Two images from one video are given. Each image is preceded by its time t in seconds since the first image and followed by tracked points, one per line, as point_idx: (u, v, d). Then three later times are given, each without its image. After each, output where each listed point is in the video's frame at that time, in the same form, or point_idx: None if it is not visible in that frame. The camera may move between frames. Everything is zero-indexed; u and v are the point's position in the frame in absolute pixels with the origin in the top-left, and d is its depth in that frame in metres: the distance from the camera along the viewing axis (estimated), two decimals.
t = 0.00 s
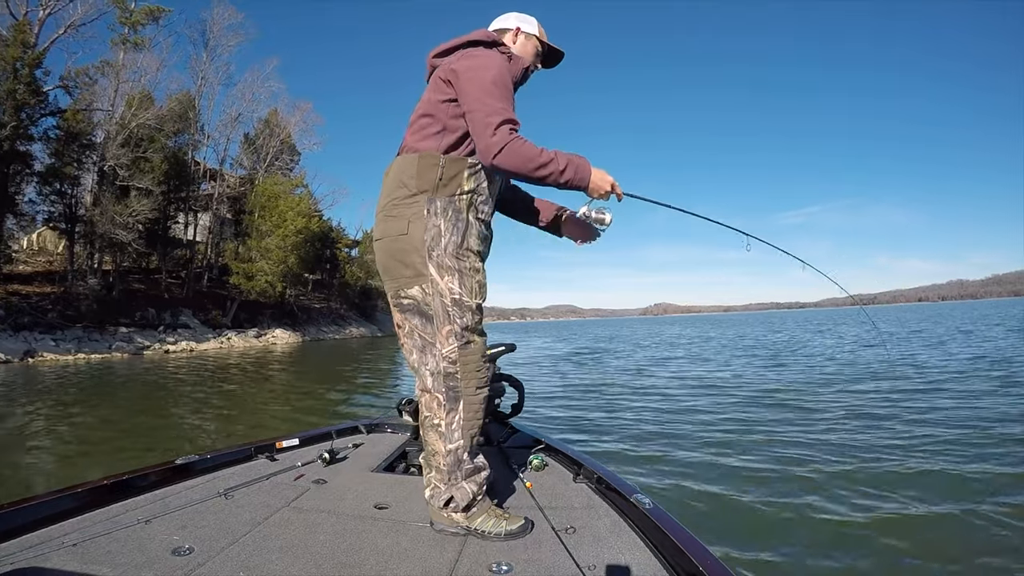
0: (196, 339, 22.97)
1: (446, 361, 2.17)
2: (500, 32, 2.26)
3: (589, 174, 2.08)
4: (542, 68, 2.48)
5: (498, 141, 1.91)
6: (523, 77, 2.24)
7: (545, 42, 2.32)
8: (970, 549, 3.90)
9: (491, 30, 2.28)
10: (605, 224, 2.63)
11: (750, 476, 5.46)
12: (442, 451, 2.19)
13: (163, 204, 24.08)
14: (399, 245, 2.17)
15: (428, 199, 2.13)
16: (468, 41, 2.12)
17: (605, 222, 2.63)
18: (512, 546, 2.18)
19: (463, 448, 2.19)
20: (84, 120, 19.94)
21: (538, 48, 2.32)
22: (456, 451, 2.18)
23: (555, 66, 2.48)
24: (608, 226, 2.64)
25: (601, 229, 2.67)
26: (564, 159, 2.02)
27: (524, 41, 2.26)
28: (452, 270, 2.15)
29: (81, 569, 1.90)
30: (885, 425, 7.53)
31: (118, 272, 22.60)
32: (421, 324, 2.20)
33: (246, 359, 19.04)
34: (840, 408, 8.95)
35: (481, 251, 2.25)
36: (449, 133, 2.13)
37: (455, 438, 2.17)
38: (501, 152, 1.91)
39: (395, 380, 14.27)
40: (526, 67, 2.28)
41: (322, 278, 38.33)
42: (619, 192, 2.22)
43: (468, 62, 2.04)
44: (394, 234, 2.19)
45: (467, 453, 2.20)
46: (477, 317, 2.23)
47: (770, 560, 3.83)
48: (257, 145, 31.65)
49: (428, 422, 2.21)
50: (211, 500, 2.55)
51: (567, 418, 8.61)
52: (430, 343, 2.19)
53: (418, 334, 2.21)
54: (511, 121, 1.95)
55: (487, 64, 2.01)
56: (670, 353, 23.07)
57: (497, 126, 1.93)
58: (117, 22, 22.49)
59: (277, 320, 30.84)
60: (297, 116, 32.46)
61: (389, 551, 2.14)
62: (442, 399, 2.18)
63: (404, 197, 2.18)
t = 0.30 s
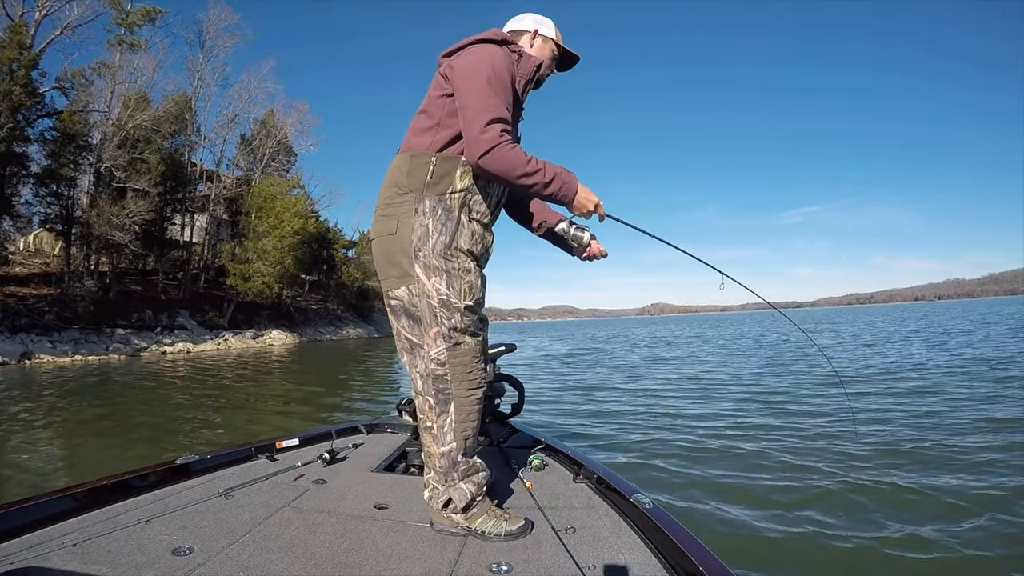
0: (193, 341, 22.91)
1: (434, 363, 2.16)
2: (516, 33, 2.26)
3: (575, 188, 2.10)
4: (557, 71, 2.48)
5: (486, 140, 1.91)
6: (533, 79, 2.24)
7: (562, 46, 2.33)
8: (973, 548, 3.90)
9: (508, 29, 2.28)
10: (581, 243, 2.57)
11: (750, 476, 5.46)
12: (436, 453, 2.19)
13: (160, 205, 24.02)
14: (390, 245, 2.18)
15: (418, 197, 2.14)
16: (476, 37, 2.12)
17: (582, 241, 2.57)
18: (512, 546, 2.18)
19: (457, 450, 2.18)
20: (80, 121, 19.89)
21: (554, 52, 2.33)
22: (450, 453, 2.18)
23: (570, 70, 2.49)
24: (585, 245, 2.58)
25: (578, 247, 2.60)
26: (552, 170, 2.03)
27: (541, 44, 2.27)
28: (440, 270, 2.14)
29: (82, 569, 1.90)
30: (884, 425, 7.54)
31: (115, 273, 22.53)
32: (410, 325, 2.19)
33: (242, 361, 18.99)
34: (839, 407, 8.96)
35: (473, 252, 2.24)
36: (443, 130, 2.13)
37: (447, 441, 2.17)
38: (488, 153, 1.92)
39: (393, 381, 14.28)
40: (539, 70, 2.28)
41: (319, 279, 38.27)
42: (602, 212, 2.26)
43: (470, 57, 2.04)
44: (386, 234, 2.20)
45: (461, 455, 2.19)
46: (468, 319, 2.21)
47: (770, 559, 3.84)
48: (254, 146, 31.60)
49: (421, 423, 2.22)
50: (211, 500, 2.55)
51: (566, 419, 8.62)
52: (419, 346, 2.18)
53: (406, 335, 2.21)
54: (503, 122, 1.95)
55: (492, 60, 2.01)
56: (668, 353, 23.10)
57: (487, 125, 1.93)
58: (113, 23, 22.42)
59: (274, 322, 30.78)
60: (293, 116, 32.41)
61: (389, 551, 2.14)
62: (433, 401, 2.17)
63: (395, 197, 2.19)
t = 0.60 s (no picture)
0: (190, 341, 22.90)
1: (432, 362, 2.16)
2: (529, 40, 2.27)
3: (575, 191, 2.11)
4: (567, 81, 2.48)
5: (491, 137, 1.92)
6: (543, 85, 2.25)
7: (573, 55, 2.33)
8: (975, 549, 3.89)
9: (522, 34, 2.29)
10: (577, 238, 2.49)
11: (749, 477, 5.47)
12: (435, 453, 2.19)
13: (157, 205, 23.97)
14: (390, 243, 2.19)
15: (420, 195, 2.13)
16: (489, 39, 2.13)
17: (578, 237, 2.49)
18: (511, 546, 2.18)
19: (455, 450, 2.18)
20: (78, 121, 19.84)
21: (566, 60, 2.33)
22: (449, 453, 2.18)
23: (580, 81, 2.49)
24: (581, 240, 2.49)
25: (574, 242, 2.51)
26: (553, 171, 2.04)
27: (554, 52, 2.27)
28: (440, 270, 2.14)
29: (82, 569, 1.90)
30: (882, 425, 7.56)
31: (112, 273, 22.48)
32: (408, 323, 2.19)
33: (239, 361, 18.96)
34: (837, 407, 8.97)
35: (473, 252, 2.24)
36: (448, 128, 2.13)
37: (445, 441, 2.17)
38: (491, 149, 1.92)
39: (391, 381, 14.30)
40: (550, 77, 2.29)
41: (316, 279, 38.24)
42: (599, 214, 2.26)
43: (480, 55, 2.04)
44: (386, 231, 2.20)
45: (459, 455, 2.19)
46: (467, 319, 2.21)
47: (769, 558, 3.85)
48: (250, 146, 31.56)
49: (420, 423, 2.22)
50: (211, 500, 2.55)
51: (564, 419, 8.66)
52: (417, 345, 2.18)
53: (404, 335, 2.21)
54: (509, 120, 1.96)
55: (501, 59, 2.01)
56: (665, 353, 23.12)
57: (493, 122, 1.93)
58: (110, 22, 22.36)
59: (271, 322, 30.76)
60: (290, 116, 32.36)
61: (388, 551, 2.14)
62: (431, 402, 2.17)
63: (397, 194, 2.19)
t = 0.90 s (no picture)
0: (187, 341, 22.88)
1: (441, 362, 2.16)
2: (531, 38, 2.27)
3: (579, 188, 2.12)
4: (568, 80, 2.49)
5: (498, 135, 1.92)
6: (545, 83, 2.25)
7: (573, 53, 2.33)
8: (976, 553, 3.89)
9: (524, 33, 2.29)
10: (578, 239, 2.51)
11: (748, 477, 5.49)
12: (440, 453, 2.19)
13: (154, 205, 23.92)
14: (398, 242, 2.19)
15: (428, 195, 2.14)
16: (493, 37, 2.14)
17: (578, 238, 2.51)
18: (512, 546, 2.18)
19: (461, 450, 2.18)
20: (74, 120, 19.77)
21: (567, 58, 2.33)
22: (453, 453, 2.18)
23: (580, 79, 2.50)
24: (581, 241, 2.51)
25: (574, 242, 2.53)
26: (558, 169, 2.04)
27: (556, 50, 2.28)
28: (448, 269, 2.14)
29: (83, 569, 1.89)
30: (881, 425, 7.58)
31: (109, 273, 22.42)
32: (416, 323, 2.20)
33: (236, 361, 18.94)
34: (835, 408, 8.98)
35: (482, 252, 2.24)
36: (454, 128, 2.13)
37: (451, 441, 2.17)
38: (498, 148, 1.92)
39: (389, 381, 14.34)
40: (551, 75, 2.29)
41: (313, 279, 38.24)
42: (602, 211, 2.26)
43: (485, 54, 2.05)
44: (394, 231, 2.20)
45: (464, 455, 2.19)
46: (476, 320, 2.21)
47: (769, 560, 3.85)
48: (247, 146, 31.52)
49: (426, 423, 2.22)
50: (211, 500, 2.54)
51: (563, 419, 8.68)
52: (426, 344, 2.18)
53: (413, 334, 2.21)
54: (514, 119, 1.96)
55: (506, 58, 2.02)
56: (662, 353, 23.18)
57: (498, 120, 1.93)
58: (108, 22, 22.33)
59: (268, 322, 30.72)
60: (287, 116, 32.36)
61: (389, 551, 2.14)
62: (438, 401, 2.17)
63: (405, 193, 2.19)
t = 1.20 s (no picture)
0: (183, 341, 22.85)
1: (438, 362, 2.16)
2: (531, 41, 2.28)
3: (574, 189, 2.12)
4: (569, 84, 2.49)
5: (493, 134, 1.92)
6: (544, 85, 2.26)
7: (575, 57, 2.33)
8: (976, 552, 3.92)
9: (525, 36, 2.30)
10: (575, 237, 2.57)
11: (747, 478, 5.49)
12: (438, 452, 2.19)
13: (151, 206, 23.87)
14: (395, 242, 2.19)
15: (426, 195, 2.14)
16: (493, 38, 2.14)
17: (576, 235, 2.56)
18: (511, 546, 2.18)
19: (459, 450, 2.18)
20: (71, 120, 19.73)
21: (567, 62, 2.34)
22: (452, 453, 2.18)
23: (582, 84, 2.50)
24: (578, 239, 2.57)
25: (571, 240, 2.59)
26: (553, 168, 2.05)
27: (555, 52, 2.28)
28: (446, 269, 2.14)
29: (83, 569, 1.89)
30: (878, 425, 7.60)
31: (105, 273, 22.37)
32: (414, 323, 2.20)
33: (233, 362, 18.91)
34: (832, 408, 9.01)
35: (479, 252, 2.24)
36: (452, 127, 2.13)
37: (449, 440, 2.17)
38: (493, 147, 1.92)
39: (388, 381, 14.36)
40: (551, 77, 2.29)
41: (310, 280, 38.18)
42: (597, 212, 2.27)
43: (484, 54, 2.05)
44: (392, 231, 2.20)
45: (463, 455, 2.20)
46: (473, 319, 2.21)
47: (769, 560, 3.86)
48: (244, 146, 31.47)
49: (425, 423, 2.22)
50: (211, 500, 2.54)
51: (561, 419, 8.70)
52: (423, 344, 2.18)
53: (410, 334, 2.21)
54: (510, 119, 1.96)
55: (504, 58, 2.02)
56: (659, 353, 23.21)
57: (494, 120, 1.93)
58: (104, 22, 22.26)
59: (264, 322, 30.67)
60: (284, 116, 32.32)
61: (389, 551, 2.14)
62: (436, 401, 2.17)
63: (403, 193, 2.20)
